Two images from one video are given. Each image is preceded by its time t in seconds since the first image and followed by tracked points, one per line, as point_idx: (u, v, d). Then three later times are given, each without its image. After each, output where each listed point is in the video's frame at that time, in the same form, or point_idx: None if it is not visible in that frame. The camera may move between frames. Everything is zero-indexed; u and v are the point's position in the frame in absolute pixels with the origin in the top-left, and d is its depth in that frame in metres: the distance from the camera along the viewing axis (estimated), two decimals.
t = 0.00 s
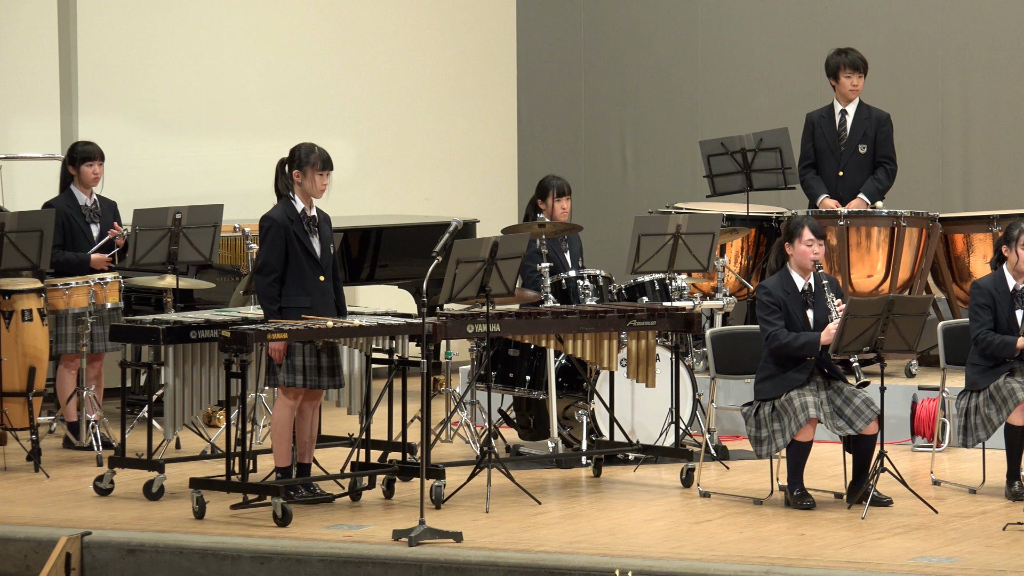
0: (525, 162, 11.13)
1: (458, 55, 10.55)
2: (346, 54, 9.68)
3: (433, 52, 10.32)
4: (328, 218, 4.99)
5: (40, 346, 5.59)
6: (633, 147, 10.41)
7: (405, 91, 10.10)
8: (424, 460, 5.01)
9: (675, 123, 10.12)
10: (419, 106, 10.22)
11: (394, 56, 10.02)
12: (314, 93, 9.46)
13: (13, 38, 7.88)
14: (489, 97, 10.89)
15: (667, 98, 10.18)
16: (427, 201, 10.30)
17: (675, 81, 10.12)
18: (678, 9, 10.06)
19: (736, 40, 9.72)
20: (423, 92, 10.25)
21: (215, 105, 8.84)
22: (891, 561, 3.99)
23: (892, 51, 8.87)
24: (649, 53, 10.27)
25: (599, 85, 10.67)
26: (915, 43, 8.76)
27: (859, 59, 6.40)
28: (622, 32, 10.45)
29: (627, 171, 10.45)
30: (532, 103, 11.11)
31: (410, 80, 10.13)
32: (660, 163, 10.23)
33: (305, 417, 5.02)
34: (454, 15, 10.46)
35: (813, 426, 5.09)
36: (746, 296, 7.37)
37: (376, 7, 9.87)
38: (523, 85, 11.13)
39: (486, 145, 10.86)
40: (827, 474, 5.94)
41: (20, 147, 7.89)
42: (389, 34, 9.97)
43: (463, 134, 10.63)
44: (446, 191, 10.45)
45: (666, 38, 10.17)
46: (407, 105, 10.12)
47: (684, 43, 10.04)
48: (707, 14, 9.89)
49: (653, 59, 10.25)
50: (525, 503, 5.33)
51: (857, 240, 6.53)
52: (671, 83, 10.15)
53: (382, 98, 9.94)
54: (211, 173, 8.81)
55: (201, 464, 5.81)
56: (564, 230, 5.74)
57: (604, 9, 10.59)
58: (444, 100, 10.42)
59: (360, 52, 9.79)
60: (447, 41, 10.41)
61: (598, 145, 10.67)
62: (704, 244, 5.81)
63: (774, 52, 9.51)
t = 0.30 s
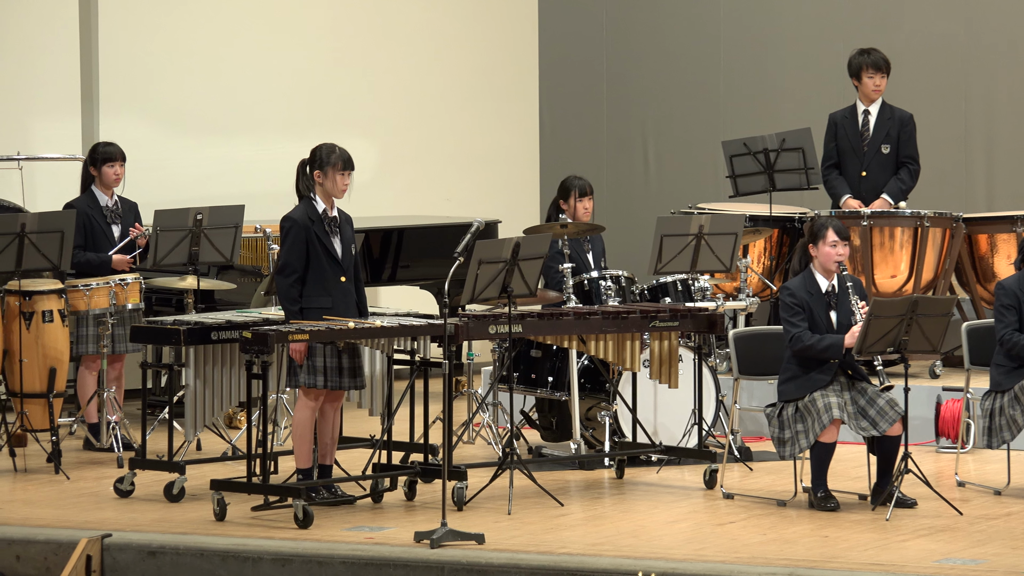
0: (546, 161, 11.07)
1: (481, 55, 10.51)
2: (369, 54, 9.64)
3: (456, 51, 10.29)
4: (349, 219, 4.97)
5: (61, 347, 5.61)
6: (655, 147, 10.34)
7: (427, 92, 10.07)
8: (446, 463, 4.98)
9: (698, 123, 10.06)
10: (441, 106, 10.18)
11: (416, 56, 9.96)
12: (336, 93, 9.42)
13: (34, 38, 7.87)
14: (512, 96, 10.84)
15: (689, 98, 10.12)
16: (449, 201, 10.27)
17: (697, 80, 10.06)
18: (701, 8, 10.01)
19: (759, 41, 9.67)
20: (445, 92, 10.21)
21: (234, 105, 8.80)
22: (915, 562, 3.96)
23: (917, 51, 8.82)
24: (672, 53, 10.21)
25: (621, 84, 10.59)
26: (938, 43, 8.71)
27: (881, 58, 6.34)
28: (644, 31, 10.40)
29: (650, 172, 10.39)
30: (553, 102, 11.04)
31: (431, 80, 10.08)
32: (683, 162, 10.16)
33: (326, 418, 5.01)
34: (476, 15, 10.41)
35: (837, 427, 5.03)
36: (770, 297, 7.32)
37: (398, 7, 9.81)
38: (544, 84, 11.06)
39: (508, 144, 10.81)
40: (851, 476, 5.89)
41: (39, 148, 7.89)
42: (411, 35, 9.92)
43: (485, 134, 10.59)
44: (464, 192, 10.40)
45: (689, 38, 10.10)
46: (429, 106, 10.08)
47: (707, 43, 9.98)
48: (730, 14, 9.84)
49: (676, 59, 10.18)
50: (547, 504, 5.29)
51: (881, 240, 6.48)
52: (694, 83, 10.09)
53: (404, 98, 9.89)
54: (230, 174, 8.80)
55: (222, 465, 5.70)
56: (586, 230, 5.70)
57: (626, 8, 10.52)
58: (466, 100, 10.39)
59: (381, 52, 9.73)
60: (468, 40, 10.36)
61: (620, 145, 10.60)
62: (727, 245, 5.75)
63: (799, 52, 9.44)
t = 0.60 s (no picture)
0: (566, 152, 10.67)
1: (505, 42, 10.13)
2: (387, 44, 9.33)
3: (475, 37, 9.90)
4: (359, 215, 4.68)
5: (54, 351, 5.35)
6: (689, 140, 9.98)
7: (445, 81, 9.71)
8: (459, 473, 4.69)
9: (734, 115, 9.69)
10: (462, 97, 9.84)
11: (433, 45, 9.62)
12: (348, 84, 9.11)
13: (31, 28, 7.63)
14: (536, 86, 10.44)
15: (721, 89, 9.77)
16: (463, 196, 9.87)
17: (731, 69, 9.70)
18: None
19: (795, 30, 9.31)
20: (465, 81, 9.86)
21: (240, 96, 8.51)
22: None
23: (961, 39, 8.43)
24: (702, 41, 9.86)
25: (650, 76, 10.25)
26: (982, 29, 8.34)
27: (919, 46, 6.02)
28: (675, 20, 10.04)
29: (683, 166, 10.02)
30: (575, 91, 10.67)
31: (452, 72, 9.75)
32: (719, 156, 9.80)
33: (334, 425, 4.70)
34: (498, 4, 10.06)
35: (871, 434, 4.72)
36: (799, 297, 7.01)
37: None
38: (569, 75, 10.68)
39: (534, 137, 10.40)
40: (886, 486, 5.57)
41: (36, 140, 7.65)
42: (429, 24, 9.59)
43: (506, 125, 10.18)
44: (483, 188, 10.03)
45: (721, 28, 9.76)
46: (450, 99, 9.75)
47: (740, 31, 9.62)
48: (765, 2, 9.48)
49: (709, 49, 9.83)
50: (567, 516, 5.01)
51: (918, 237, 6.17)
52: (728, 73, 9.73)
53: (422, 88, 9.55)
54: (239, 167, 8.53)
55: (224, 475, 5.47)
56: (607, 227, 5.41)
57: None
58: (489, 90, 10.03)
59: (399, 41, 9.41)
60: (494, 29, 10.02)
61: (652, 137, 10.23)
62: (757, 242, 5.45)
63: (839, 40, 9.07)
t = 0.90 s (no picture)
0: (584, 146, 10.33)
1: (516, 34, 9.82)
2: (401, 36, 9.02)
3: (489, 27, 9.61)
4: (365, 210, 4.43)
5: (41, 353, 5.21)
6: (709, 134, 9.52)
7: (458, 72, 9.41)
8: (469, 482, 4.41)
9: (754, 107, 9.21)
10: (477, 89, 9.56)
11: (447, 37, 9.32)
12: (361, 77, 8.81)
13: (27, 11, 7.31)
14: (550, 79, 10.16)
15: (741, 79, 9.31)
16: (474, 189, 9.56)
17: (751, 59, 9.22)
18: None
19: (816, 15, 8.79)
20: (478, 72, 9.55)
21: (248, 89, 8.23)
22: None
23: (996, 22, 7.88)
24: (720, 27, 9.41)
25: (668, 67, 9.81)
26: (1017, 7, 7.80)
27: (954, 30, 5.80)
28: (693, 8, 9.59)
29: (703, 161, 9.56)
30: (593, 83, 10.30)
31: (465, 66, 9.45)
32: (739, 150, 9.34)
33: (337, 431, 4.45)
34: None
35: (905, 441, 4.42)
36: (829, 295, 6.74)
37: None
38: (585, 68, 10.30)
39: (549, 132, 10.12)
40: (921, 495, 5.27)
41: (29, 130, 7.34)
42: (443, 16, 9.28)
43: (520, 118, 9.90)
44: (498, 185, 9.73)
45: (742, 14, 9.27)
46: (465, 91, 9.46)
47: (760, 19, 9.14)
48: None
49: (728, 38, 9.37)
50: (584, 527, 4.74)
51: (955, 233, 5.90)
52: (748, 63, 9.25)
53: (435, 82, 9.25)
54: (246, 161, 8.25)
55: (220, 484, 5.26)
56: (625, 222, 5.14)
57: None
58: (503, 82, 9.74)
59: (413, 32, 9.10)
60: (504, 20, 9.71)
61: (670, 132, 9.81)
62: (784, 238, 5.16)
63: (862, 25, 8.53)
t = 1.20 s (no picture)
0: (597, 141, 10.22)
1: (529, 28, 9.73)
2: (410, 30, 8.93)
3: (502, 22, 9.52)
4: (375, 207, 4.34)
5: (44, 351, 5.16)
6: (724, 129, 9.44)
7: (469, 67, 9.32)
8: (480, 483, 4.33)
9: (769, 103, 9.13)
10: (489, 85, 9.47)
11: (457, 32, 9.23)
12: (370, 72, 8.73)
13: (27, 5, 7.27)
14: (563, 74, 10.06)
15: (756, 74, 9.22)
16: (485, 184, 9.47)
17: (765, 54, 9.13)
18: None
19: (831, 10, 8.70)
20: (489, 67, 9.46)
21: (255, 83, 8.15)
22: None
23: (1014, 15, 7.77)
24: (736, 22, 9.31)
25: (682, 61, 9.72)
26: None
27: (974, 24, 5.70)
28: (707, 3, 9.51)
29: (718, 158, 9.48)
30: (606, 78, 10.19)
31: (475, 60, 9.36)
32: (753, 146, 9.26)
33: (345, 431, 4.36)
34: None
35: (923, 442, 4.32)
36: (846, 293, 6.63)
37: None
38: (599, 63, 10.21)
39: (560, 127, 10.02)
40: (940, 497, 5.17)
41: (28, 125, 7.29)
42: (452, 10, 9.19)
43: (533, 113, 9.80)
44: (509, 180, 9.64)
45: (757, 9, 9.17)
46: (476, 86, 9.38)
47: (776, 13, 9.05)
48: None
49: (742, 32, 9.28)
50: (596, 529, 4.65)
51: (974, 230, 5.86)
52: (763, 57, 9.16)
53: (445, 77, 9.17)
54: (255, 156, 8.18)
55: (227, 484, 5.20)
56: (639, 218, 5.05)
57: None
58: (516, 77, 9.64)
59: (424, 26, 9.02)
60: (516, 14, 9.61)
61: (685, 127, 9.72)
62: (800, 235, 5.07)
63: (878, 19, 8.44)
